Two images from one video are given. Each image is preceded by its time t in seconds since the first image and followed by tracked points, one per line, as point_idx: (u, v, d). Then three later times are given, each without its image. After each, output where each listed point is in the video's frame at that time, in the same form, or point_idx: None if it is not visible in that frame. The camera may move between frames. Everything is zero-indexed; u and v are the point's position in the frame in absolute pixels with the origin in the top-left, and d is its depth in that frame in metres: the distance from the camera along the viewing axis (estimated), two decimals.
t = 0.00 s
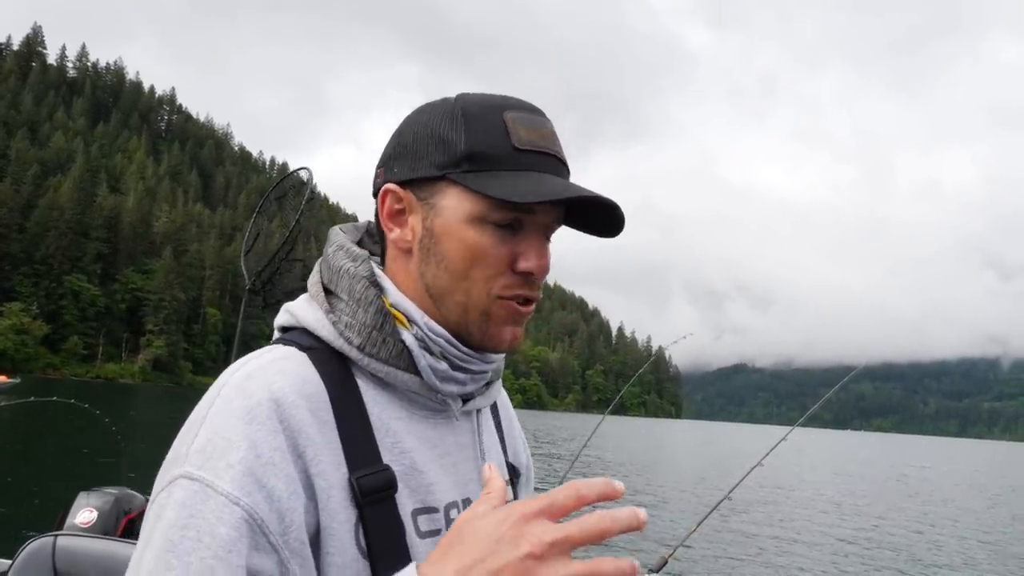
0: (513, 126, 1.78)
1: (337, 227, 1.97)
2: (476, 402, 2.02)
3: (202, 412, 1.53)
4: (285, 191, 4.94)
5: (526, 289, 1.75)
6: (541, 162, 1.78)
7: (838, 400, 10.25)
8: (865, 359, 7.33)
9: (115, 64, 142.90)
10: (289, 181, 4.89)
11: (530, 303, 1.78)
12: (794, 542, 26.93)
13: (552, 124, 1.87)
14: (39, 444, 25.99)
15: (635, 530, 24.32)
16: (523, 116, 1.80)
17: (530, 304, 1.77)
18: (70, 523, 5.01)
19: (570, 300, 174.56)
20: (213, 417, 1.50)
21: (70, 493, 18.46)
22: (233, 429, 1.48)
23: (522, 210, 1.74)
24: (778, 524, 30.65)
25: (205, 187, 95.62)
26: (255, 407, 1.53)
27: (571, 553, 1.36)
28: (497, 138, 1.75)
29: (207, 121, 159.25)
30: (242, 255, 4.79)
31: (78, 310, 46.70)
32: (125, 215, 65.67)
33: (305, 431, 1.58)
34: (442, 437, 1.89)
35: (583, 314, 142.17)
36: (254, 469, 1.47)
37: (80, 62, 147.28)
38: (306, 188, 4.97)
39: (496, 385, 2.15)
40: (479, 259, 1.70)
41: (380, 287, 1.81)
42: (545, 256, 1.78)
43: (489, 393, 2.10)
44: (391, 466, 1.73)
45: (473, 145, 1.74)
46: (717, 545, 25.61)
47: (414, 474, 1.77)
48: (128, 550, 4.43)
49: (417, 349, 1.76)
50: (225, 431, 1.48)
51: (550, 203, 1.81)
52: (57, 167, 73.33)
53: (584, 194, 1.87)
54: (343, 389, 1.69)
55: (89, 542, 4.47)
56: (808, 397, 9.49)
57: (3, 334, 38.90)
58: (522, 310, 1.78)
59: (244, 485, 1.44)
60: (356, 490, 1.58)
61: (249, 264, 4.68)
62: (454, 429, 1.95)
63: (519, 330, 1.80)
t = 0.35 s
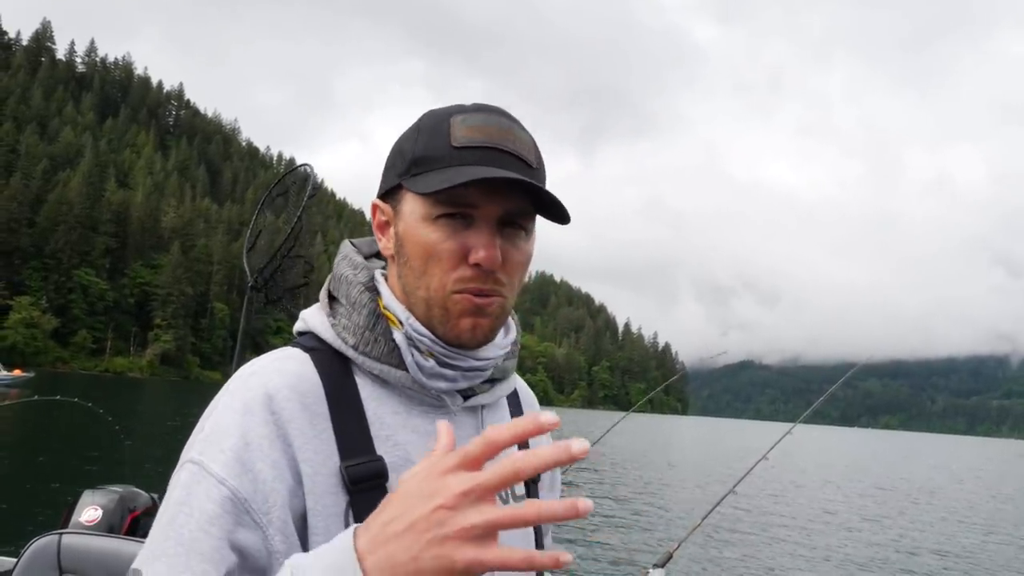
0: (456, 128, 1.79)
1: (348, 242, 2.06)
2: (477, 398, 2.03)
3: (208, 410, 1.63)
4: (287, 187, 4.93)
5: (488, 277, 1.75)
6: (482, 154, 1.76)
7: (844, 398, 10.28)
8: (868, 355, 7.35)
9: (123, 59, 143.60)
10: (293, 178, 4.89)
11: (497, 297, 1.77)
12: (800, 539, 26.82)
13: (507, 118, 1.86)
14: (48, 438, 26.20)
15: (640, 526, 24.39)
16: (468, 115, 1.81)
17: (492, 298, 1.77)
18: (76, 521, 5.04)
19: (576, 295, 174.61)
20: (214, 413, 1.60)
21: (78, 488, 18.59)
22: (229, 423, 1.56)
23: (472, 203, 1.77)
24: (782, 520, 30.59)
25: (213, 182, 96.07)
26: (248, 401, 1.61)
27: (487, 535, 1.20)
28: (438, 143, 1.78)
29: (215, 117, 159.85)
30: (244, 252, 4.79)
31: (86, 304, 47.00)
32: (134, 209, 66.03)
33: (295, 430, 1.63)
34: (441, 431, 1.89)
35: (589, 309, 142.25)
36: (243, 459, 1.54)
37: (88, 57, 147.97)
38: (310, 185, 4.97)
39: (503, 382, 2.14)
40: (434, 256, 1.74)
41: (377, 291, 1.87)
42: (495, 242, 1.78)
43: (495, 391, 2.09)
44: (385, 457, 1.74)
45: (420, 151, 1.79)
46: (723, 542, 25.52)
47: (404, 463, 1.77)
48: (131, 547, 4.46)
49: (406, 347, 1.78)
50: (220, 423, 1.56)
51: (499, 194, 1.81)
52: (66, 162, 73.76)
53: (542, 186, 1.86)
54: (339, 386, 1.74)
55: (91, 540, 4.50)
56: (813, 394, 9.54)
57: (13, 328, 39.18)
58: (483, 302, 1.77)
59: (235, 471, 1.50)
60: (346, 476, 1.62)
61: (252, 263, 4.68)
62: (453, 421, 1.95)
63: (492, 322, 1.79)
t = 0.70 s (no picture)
0: (458, 127, 1.79)
1: (354, 241, 2.07)
2: (477, 398, 2.03)
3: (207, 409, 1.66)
4: (288, 187, 4.90)
5: (489, 270, 1.76)
6: (481, 152, 1.76)
7: (849, 398, 10.29)
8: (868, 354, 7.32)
9: (131, 57, 144.42)
10: (294, 176, 4.86)
11: (496, 292, 1.79)
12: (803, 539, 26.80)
13: (508, 119, 1.86)
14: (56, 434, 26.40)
15: (643, 525, 24.40)
16: (469, 115, 1.83)
17: (494, 290, 1.78)
18: (78, 519, 5.06)
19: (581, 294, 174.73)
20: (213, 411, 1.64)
21: (84, 485, 18.70)
22: (224, 426, 1.59)
23: (474, 201, 1.78)
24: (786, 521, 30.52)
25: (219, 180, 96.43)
26: (246, 400, 1.64)
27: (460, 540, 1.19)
28: (440, 142, 1.79)
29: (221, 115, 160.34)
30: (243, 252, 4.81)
31: (93, 301, 47.24)
32: (140, 207, 66.35)
33: (289, 433, 1.65)
34: (439, 430, 1.89)
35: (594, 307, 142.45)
36: (242, 453, 1.58)
37: (96, 55, 148.69)
38: (311, 183, 4.93)
39: (504, 384, 2.14)
40: (435, 252, 1.75)
41: (377, 290, 1.89)
42: (496, 236, 1.79)
43: (496, 391, 2.09)
44: (381, 457, 1.74)
45: (422, 150, 1.80)
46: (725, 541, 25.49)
47: (404, 464, 1.77)
48: (133, 544, 4.49)
49: (404, 346, 1.80)
50: (219, 421, 1.60)
51: (500, 189, 1.82)
52: (74, 159, 74.19)
53: (543, 182, 1.86)
54: (335, 384, 1.75)
55: (92, 539, 4.53)
56: (818, 393, 9.55)
57: (20, 325, 39.41)
58: (482, 297, 1.79)
59: (230, 472, 1.55)
60: (342, 475, 1.64)
61: (254, 261, 4.67)
62: (452, 421, 1.96)
63: (492, 321, 1.80)
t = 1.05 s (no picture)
0: (457, 119, 1.79)
1: (359, 235, 2.08)
2: (487, 395, 2.02)
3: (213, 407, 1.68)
4: (297, 183, 4.89)
5: (492, 273, 1.76)
6: (480, 150, 1.76)
7: (863, 391, 10.26)
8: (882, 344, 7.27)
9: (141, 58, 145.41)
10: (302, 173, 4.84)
11: (500, 291, 1.79)
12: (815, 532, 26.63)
13: (510, 111, 1.85)
14: (74, 433, 26.73)
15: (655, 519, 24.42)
16: (468, 109, 1.81)
17: (497, 291, 1.78)
18: (93, 515, 5.10)
19: (591, 288, 174.61)
20: (216, 408, 1.65)
21: (100, 482, 18.91)
22: (229, 422, 1.60)
23: (479, 198, 1.77)
24: (798, 514, 30.38)
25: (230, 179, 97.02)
26: (251, 398, 1.64)
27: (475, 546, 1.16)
28: (440, 136, 1.78)
29: (230, 114, 160.91)
30: (255, 250, 4.86)
31: (107, 301, 47.66)
32: (152, 207, 66.89)
33: (293, 431, 1.65)
34: (449, 426, 1.90)
35: (604, 301, 142.43)
36: (246, 454, 1.59)
37: (106, 56, 149.66)
38: (320, 178, 4.89)
39: (516, 379, 2.14)
40: (438, 252, 1.75)
41: (382, 284, 1.89)
42: (500, 235, 1.78)
43: (506, 386, 2.09)
44: (388, 455, 1.74)
45: (423, 146, 1.79)
46: (736, 535, 25.38)
47: (413, 463, 1.77)
48: (146, 538, 4.54)
49: (410, 344, 1.79)
50: (223, 420, 1.61)
51: (504, 186, 1.80)
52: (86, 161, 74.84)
53: (547, 181, 1.86)
54: (341, 378, 1.76)
55: (107, 533, 4.59)
56: (831, 386, 9.53)
57: (36, 326, 39.86)
58: (487, 296, 1.79)
59: (236, 472, 1.56)
60: (348, 476, 1.64)
61: (264, 259, 4.76)
62: (461, 419, 1.95)
63: (494, 321, 1.81)
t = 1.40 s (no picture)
0: (470, 105, 1.79)
1: (363, 226, 2.08)
2: (495, 390, 2.03)
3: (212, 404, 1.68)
4: (305, 180, 4.93)
5: (504, 265, 1.76)
6: (493, 140, 1.76)
7: (872, 387, 10.25)
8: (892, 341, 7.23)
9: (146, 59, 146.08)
10: (310, 169, 4.88)
11: (510, 286, 1.79)
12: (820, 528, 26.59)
13: (523, 95, 1.85)
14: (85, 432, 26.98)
15: (662, 515, 24.44)
16: (481, 94, 1.81)
17: (509, 285, 1.79)
18: (103, 510, 5.15)
19: (597, 285, 174.66)
20: (217, 404, 1.65)
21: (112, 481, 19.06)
22: (229, 419, 1.60)
23: (487, 190, 1.78)
24: (804, 509, 30.30)
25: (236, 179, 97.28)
26: (249, 396, 1.63)
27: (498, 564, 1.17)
28: (452, 119, 1.78)
29: (235, 114, 161.24)
30: (263, 247, 4.88)
31: (115, 302, 47.90)
32: (159, 208, 67.19)
33: (296, 429, 1.65)
34: (458, 422, 1.90)
35: (611, 297, 142.36)
36: (246, 453, 1.59)
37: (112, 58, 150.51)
38: (329, 174, 4.93)
39: (525, 373, 2.15)
40: (448, 244, 1.75)
41: (386, 276, 1.88)
42: (512, 230, 1.79)
43: (515, 381, 2.10)
44: (394, 455, 1.74)
45: (432, 130, 1.80)
46: (740, 531, 25.30)
47: (418, 461, 1.77)
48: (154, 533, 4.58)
49: (417, 338, 1.80)
50: (221, 417, 1.61)
51: (514, 179, 1.81)
52: (93, 163, 75.25)
53: (561, 170, 1.87)
54: (342, 372, 1.76)
55: (117, 528, 4.62)
56: (838, 382, 9.52)
57: (45, 327, 40.16)
58: (496, 291, 1.80)
59: (235, 472, 1.56)
60: (353, 475, 1.64)
61: (271, 256, 4.78)
62: (469, 416, 1.95)
63: (506, 315, 1.82)
